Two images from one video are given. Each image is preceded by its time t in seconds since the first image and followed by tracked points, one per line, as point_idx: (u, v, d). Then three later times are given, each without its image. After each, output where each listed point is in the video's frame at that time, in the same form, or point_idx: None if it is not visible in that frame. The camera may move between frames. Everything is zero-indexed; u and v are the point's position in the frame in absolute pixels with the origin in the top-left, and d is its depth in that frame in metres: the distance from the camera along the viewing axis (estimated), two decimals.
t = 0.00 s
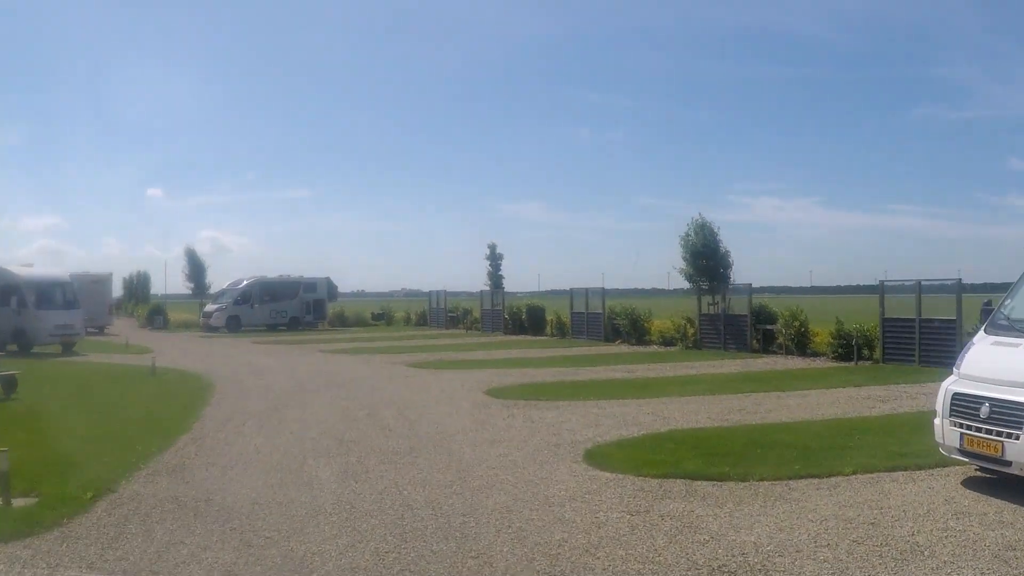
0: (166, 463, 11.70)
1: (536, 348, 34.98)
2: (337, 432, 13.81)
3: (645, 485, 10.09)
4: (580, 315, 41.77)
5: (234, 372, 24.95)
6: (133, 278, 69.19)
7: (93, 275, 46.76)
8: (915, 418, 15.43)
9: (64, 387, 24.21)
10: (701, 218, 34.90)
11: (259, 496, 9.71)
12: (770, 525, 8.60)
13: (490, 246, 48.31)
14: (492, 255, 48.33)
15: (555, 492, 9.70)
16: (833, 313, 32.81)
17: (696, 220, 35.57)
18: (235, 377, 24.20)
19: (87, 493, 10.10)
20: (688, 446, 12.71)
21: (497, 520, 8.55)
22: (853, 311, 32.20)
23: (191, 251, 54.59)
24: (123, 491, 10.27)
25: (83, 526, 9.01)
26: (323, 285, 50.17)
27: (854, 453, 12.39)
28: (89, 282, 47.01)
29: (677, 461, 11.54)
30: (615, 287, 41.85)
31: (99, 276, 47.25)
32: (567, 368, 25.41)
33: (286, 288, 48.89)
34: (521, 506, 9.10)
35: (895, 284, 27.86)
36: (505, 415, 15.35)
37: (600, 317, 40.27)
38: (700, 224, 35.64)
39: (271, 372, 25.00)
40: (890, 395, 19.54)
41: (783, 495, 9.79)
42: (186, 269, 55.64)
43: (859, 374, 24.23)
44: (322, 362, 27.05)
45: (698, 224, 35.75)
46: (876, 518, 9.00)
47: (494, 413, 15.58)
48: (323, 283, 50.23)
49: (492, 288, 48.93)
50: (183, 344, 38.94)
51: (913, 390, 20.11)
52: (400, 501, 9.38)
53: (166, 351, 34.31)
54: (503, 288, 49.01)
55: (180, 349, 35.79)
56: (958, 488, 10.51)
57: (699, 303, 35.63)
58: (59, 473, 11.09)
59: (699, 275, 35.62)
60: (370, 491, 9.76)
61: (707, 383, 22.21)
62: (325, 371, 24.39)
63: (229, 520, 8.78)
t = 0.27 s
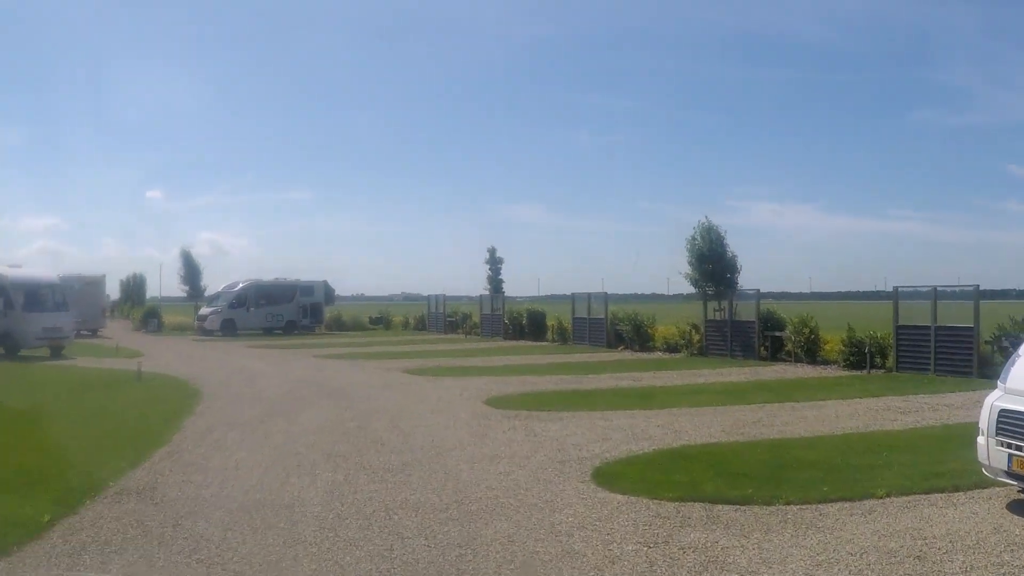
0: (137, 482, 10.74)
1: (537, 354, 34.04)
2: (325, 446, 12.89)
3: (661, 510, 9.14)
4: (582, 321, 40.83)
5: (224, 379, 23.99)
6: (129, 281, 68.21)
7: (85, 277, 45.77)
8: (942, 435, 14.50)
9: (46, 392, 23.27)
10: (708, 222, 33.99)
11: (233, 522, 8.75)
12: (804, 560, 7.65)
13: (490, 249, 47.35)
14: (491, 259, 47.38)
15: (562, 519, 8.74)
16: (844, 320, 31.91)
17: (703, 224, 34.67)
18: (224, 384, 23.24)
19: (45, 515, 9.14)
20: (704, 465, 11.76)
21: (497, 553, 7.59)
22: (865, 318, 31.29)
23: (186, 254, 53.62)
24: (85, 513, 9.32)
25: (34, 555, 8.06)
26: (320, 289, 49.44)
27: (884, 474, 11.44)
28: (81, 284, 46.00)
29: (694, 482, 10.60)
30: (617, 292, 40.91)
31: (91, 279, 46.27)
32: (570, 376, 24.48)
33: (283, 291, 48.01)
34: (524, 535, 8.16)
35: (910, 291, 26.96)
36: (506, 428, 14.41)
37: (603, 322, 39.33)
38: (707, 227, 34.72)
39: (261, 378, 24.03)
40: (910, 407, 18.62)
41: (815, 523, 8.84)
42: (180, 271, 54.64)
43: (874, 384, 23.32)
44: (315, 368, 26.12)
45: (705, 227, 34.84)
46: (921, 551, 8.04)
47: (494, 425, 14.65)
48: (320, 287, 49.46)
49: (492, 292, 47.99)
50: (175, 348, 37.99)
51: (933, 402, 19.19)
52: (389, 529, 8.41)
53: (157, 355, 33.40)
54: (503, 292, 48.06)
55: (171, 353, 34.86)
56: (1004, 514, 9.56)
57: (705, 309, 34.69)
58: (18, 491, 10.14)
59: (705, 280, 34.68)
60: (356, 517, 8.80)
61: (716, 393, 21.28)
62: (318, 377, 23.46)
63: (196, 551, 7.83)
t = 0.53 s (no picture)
0: (109, 498, 9.93)
1: (538, 355, 33.23)
2: (314, 456, 12.11)
3: (677, 530, 8.35)
4: (583, 321, 40.00)
5: (214, 382, 23.14)
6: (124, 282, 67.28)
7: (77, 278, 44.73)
8: (968, 442, 13.72)
9: (29, 395, 22.44)
10: (712, 219, 33.16)
11: (208, 545, 7.94)
12: None
13: (489, 248, 46.52)
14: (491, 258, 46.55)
15: (569, 540, 7.93)
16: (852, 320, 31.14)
17: (707, 221, 33.84)
18: (214, 387, 22.40)
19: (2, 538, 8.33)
20: (719, 476, 10.98)
21: None
22: (874, 317, 30.53)
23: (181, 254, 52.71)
24: (47, 535, 8.50)
25: None
26: (316, 290, 48.62)
27: (913, 486, 10.65)
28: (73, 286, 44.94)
29: (710, 496, 9.81)
30: (619, 292, 40.10)
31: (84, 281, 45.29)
32: (572, 378, 23.67)
33: (279, 292, 47.17)
34: (527, 561, 7.35)
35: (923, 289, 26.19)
36: (507, 435, 13.60)
37: (605, 322, 38.51)
38: (711, 224, 33.89)
39: (253, 382, 23.19)
40: (929, 410, 17.85)
41: (846, 544, 8.04)
42: (175, 271, 53.74)
43: (887, 386, 22.54)
44: (310, 370, 25.31)
45: (709, 225, 34.01)
46: None
47: (493, 432, 13.87)
48: (317, 287, 48.65)
49: (491, 292, 47.18)
50: (168, 350, 37.15)
51: (952, 405, 18.41)
52: (378, 553, 7.60)
53: (149, 357, 32.63)
54: (503, 292, 47.25)
55: (163, 355, 34.06)
56: None
57: (709, 308, 33.87)
58: None
59: (709, 279, 33.86)
60: (343, 539, 7.99)
61: (724, 396, 20.48)
62: (311, 380, 22.66)
63: None
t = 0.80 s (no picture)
0: (72, 519, 9.00)
1: (541, 355, 32.28)
2: (303, 467, 11.19)
3: (704, 555, 7.42)
4: (587, 319, 39.05)
5: (205, 385, 22.20)
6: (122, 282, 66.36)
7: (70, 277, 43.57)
8: (1006, 447, 12.78)
9: (13, 398, 21.55)
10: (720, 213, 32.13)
11: None
12: None
13: (491, 244, 45.54)
14: (492, 255, 45.58)
15: (583, 570, 6.99)
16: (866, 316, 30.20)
17: (715, 216, 32.80)
18: (205, 390, 21.46)
19: None
20: (743, 489, 10.05)
21: None
22: (889, 313, 29.58)
23: (178, 253, 51.76)
24: None
25: None
26: (315, 289, 47.63)
27: (956, 499, 9.72)
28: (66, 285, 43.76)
29: (736, 513, 8.88)
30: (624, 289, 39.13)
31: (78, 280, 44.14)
32: (577, 379, 22.73)
33: (276, 291, 46.21)
34: None
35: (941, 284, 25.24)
36: (510, 443, 12.66)
37: (609, 320, 37.55)
38: (720, 219, 32.84)
39: (245, 384, 22.25)
40: (956, 412, 16.90)
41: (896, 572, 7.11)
42: (172, 271, 52.81)
43: (907, 385, 21.60)
44: (305, 372, 24.38)
45: (718, 219, 32.97)
46: None
47: (496, 439, 12.95)
48: (315, 286, 47.65)
49: (492, 290, 46.22)
50: (162, 351, 36.23)
51: (980, 406, 17.46)
52: None
53: (142, 358, 31.76)
54: (504, 289, 46.29)
55: (157, 356, 33.17)
56: None
57: (718, 305, 32.91)
58: None
59: (717, 275, 32.88)
60: (326, 569, 7.05)
61: (738, 396, 19.55)
62: (306, 382, 21.75)
63: None
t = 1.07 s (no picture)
0: (32, 542, 8.17)
1: (545, 357, 31.43)
2: (291, 481, 10.36)
3: None
4: (591, 319, 38.19)
5: (195, 389, 21.37)
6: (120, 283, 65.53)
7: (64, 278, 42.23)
8: None
9: None
10: (729, 211, 31.30)
11: None
12: None
13: (493, 243, 44.69)
14: (494, 255, 44.73)
15: None
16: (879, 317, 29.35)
17: (724, 213, 31.95)
18: (195, 394, 20.63)
19: None
20: (769, 506, 9.22)
21: None
22: (903, 313, 28.74)
23: (175, 253, 50.91)
24: None
25: None
26: (314, 289, 46.50)
27: (1004, 519, 8.88)
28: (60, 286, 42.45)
29: (765, 535, 8.05)
30: (628, 288, 38.28)
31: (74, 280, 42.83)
32: (583, 382, 21.89)
33: (275, 292, 45.34)
34: None
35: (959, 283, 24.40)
36: (514, 453, 11.83)
37: (614, 321, 36.69)
38: (728, 217, 31.99)
39: (238, 387, 21.42)
40: (983, 418, 16.05)
41: None
42: (169, 271, 52.00)
43: (925, 389, 20.76)
44: (301, 374, 23.55)
45: (726, 217, 32.11)
46: None
47: (499, 449, 12.13)
48: (315, 287, 46.53)
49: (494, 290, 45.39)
50: (157, 353, 35.42)
51: (1007, 411, 16.61)
52: None
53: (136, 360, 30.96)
54: (507, 290, 45.44)
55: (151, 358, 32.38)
56: None
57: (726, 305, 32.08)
58: None
59: (726, 274, 32.05)
60: None
61: (751, 401, 18.71)
62: (301, 386, 20.93)
63: None
